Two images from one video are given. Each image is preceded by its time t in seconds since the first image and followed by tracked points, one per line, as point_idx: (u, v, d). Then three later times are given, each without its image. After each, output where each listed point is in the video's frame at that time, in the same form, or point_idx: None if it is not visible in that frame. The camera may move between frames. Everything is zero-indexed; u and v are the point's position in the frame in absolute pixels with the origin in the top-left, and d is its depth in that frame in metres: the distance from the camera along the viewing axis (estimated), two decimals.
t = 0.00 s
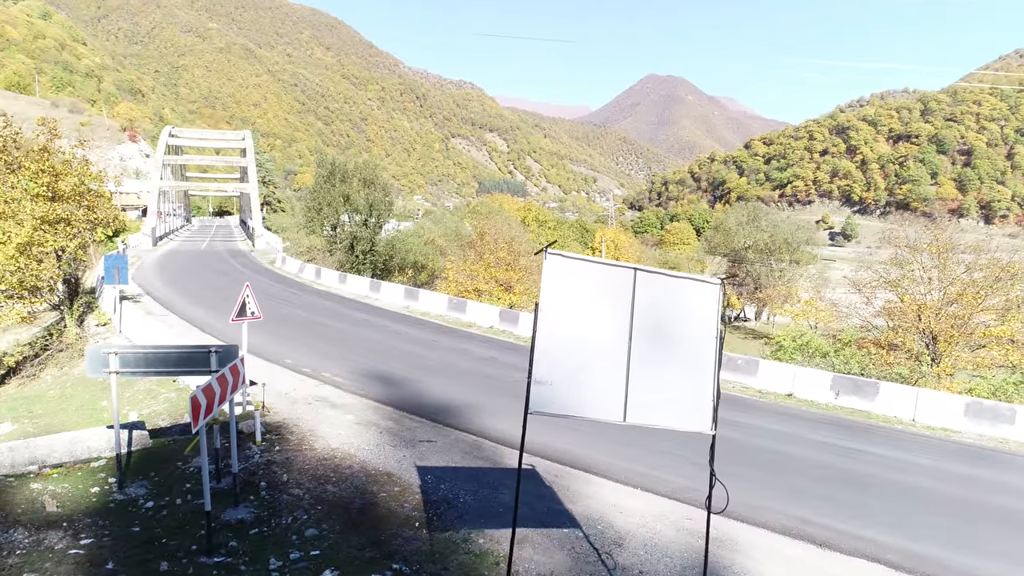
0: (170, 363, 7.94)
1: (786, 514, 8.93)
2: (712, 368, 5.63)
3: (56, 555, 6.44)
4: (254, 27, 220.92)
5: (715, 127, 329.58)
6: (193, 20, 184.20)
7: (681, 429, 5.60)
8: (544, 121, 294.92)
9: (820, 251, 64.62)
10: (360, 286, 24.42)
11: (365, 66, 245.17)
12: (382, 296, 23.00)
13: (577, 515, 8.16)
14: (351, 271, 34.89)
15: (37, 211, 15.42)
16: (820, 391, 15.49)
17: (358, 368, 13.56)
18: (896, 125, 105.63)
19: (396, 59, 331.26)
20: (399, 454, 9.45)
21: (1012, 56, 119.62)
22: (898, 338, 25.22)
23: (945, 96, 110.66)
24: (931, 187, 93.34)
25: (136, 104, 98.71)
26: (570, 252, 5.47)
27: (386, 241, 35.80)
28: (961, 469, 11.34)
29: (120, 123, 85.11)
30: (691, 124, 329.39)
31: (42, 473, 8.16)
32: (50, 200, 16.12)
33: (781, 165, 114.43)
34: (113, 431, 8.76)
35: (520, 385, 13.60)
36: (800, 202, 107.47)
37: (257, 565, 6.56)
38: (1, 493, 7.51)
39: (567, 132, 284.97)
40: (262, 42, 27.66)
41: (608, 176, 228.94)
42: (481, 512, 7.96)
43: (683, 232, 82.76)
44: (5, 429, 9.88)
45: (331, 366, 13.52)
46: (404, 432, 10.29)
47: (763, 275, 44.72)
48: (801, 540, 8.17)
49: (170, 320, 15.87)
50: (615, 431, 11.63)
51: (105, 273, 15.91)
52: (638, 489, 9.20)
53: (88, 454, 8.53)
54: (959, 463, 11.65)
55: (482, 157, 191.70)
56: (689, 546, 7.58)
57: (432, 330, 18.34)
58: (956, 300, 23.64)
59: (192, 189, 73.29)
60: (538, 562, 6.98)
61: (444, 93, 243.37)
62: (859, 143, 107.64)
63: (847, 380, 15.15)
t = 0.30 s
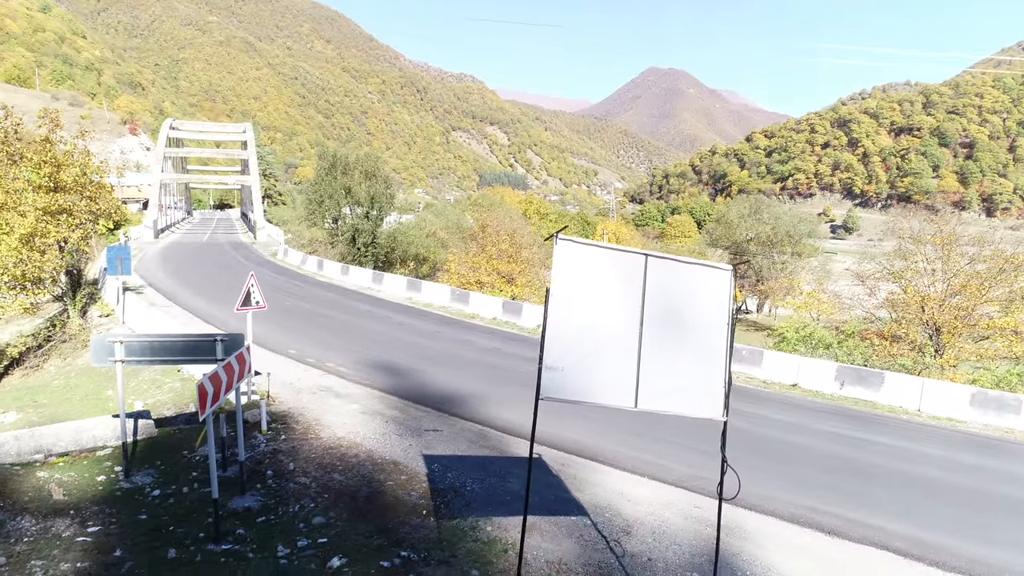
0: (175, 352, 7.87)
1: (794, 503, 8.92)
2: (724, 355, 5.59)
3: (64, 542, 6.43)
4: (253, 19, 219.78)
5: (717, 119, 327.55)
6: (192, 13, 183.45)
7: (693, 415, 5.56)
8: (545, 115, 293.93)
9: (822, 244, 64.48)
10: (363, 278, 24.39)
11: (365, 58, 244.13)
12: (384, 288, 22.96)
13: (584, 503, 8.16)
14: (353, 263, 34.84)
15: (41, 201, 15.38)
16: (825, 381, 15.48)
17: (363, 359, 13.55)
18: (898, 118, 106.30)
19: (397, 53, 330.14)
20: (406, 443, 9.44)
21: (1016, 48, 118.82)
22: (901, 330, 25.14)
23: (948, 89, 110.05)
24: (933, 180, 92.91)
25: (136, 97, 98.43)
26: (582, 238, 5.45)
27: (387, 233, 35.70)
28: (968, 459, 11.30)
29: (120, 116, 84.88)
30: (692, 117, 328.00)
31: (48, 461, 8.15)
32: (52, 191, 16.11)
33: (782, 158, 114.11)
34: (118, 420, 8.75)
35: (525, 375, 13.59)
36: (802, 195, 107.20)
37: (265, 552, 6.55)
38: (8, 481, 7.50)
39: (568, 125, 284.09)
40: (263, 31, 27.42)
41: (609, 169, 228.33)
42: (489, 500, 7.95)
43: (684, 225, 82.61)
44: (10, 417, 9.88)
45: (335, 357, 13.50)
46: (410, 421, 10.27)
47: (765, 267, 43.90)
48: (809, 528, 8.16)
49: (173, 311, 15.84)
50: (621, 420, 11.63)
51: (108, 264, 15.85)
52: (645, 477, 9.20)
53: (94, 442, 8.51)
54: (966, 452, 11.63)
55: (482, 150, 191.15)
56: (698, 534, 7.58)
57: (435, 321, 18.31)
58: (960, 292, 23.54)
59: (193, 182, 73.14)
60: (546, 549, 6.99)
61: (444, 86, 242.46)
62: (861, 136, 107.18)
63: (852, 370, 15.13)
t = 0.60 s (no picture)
0: (181, 342, 7.91)
1: (799, 493, 8.96)
2: (732, 342, 5.67)
3: (71, 532, 6.44)
4: (252, 13, 218.61)
5: (716, 114, 326.73)
6: (191, 7, 182.56)
7: (701, 403, 5.63)
8: (545, 109, 293.34)
9: (821, 239, 64.63)
10: (364, 271, 24.37)
11: (364, 52, 243.25)
12: (386, 281, 22.96)
13: (590, 494, 8.19)
14: (354, 257, 34.81)
15: (43, 194, 15.38)
16: (828, 373, 15.52)
17: (366, 351, 13.55)
18: (898, 113, 106.55)
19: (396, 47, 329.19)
20: (410, 434, 9.45)
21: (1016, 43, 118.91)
22: (902, 324, 25.16)
23: (948, 84, 110.06)
24: (933, 175, 93.06)
25: (135, 91, 98.12)
26: (590, 225, 5.52)
27: (388, 227, 35.65)
28: (972, 450, 11.31)
29: (120, 110, 84.61)
30: (692, 112, 327.66)
31: (53, 452, 8.15)
32: (54, 183, 16.09)
33: (783, 153, 114.00)
34: (123, 411, 8.76)
35: (529, 367, 13.60)
36: (802, 190, 107.09)
37: (271, 542, 6.57)
38: (13, 471, 7.51)
39: (568, 120, 283.61)
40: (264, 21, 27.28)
41: (609, 164, 228.22)
42: (494, 490, 7.97)
43: (684, 219, 82.67)
44: (15, 409, 9.88)
45: (339, 349, 13.51)
46: (414, 413, 10.29)
47: (765, 261, 43.69)
48: (813, 518, 8.19)
49: (176, 304, 15.83)
50: (625, 411, 11.66)
51: (110, 256, 15.85)
52: (649, 468, 9.24)
53: (98, 434, 8.51)
54: (969, 444, 11.66)
55: (482, 145, 190.90)
56: (704, 524, 7.62)
57: (437, 315, 18.32)
58: (961, 285, 23.60)
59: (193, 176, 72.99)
60: (553, 539, 7.03)
61: (443, 80, 241.65)
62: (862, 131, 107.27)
63: (855, 362, 15.16)
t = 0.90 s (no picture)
0: (185, 337, 7.91)
1: (801, 487, 9.02)
2: (736, 332, 5.90)
3: (77, 525, 6.46)
4: (251, 13, 218.37)
5: (715, 114, 325.25)
6: (190, 7, 182.37)
7: (706, 393, 5.84)
8: (544, 109, 293.44)
9: (821, 239, 64.77)
10: (365, 270, 24.39)
11: (363, 53, 243.13)
12: (387, 280, 22.97)
13: (594, 488, 8.25)
14: (354, 256, 34.80)
15: (44, 192, 15.38)
16: (829, 370, 15.60)
17: (368, 348, 13.57)
18: (897, 113, 108.15)
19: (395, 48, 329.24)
20: (414, 429, 9.48)
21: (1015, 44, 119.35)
22: (902, 322, 25.21)
23: (947, 86, 110.54)
24: (931, 174, 93.35)
25: (134, 91, 98.06)
26: (597, 217, 5.68)
27: (388, 226, 35.68)
28: (972, 446, 11.37)
29: (119, 110, 84.54)
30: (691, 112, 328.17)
31: (58, 447, 8.16)
32: (56, 181, 16.07)
33: (782, 153, 114.12)
34: (127, 407, 8.78)
35: (531, 364, 13.63)
36: (800, 190, 107.23)
37: (277, 535, 6.59)
38: (17, 466, 7.52)
39: (567, 120, 283.99)
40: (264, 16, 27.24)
41: (608, 164, 228.47)
42: (498, 484, 8.03)
43: (683, 219, 82.81)
44: (18, 405, 9.90)
45: (341, 346, 13.53)
46: (417, 409, 10.33)
47: (764, 261, 43.51)
48: (815, 511, 8.25)
49: (177, 302, 15.84)
50: (627, 407, 11.70)
51: (112, 254, 15.88)
52: (652, 462, 9.29)
53: (102, 429, 8.52)
54: (969, 439, 11.73)
55: (481, 145, 191.10)
56: (707, 518, 7.68)
57: (439, 313, 18.34)
58: (960, 284, 23.73)
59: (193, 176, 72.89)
60: (557, 532, 7.09)
61: (442, 80, 241.60)
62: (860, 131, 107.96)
63: (856, 359, 15.25)
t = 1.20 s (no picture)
0: (195, 333, 7.95)
1: (809, 483, 9.01)
2: (746, 326, 5.93)
3: (90, 518, 6.52)
4: (256, 14, 218.93)
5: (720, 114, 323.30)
6: (195, 7, 182.93)
7: (716, 386, 5.88)
8: (548, 109, 293.27)
9: (827, 239, 64.54)
10: (371, 269, 24.46)
11: (368, 53, 243.45)
12: (393, 278, 23.03)
13: (602, 483, 8.27)
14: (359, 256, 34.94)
15: (53, 190, 15.49)
16: (835, 368, 15.56)
17: (374, 345, 13.62)
18: (902, 113, 107.55)
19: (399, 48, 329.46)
20: (422, 425, 9.52)
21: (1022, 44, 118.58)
22: (909, 321, 25.05)
23: (954, 86, 109.92)
24: (938, 174, 92.85)
25: (140, 92, 98.51)
26: (607, 211, 5.72)
27: (393, 226, 35.74)
28: (981, 444, 11.30)
29: (125, 110, 84.95)
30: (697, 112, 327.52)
31: (70, 441, 8.23)
32: (65, 179, 16.17)
33: (787, 153, 113.74)
34: (138, 402, 8.81)
35: (538, 362, 13.66)
36: (806, 190, 106.76)
37: (287, 528, 6.63)
38: (31, 459, 7.55)
39: (572, 120, 283.81)
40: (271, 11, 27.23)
41: (612, 164, 228.12)
42: (506, 480, 8.07)
43: (688, 219, 82.61)
44: (30, 401, 9.99)
45: (348, 343, 13.58)
46: (426, 404, 10.42)
47: (770, 261, 43.32)
48: (823, 507, 8.25)
49: (185, 300, 15.92)
50: (635, 404, 11.69)
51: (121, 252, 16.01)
52: (660, 458, 9.30)
53: (114, 424, 8.59)
54: (977, 437, 11.66)
55: (485, 146, 191.14)
56: (715, 513, 7.70)
57: (446, 311, 18.40)
58: (968, 283, 23.58)
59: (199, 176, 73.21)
60: (566, 526, 7.12)
61: (446, 80, 241.70)
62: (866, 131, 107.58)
63: (863, 357, 15.20)
